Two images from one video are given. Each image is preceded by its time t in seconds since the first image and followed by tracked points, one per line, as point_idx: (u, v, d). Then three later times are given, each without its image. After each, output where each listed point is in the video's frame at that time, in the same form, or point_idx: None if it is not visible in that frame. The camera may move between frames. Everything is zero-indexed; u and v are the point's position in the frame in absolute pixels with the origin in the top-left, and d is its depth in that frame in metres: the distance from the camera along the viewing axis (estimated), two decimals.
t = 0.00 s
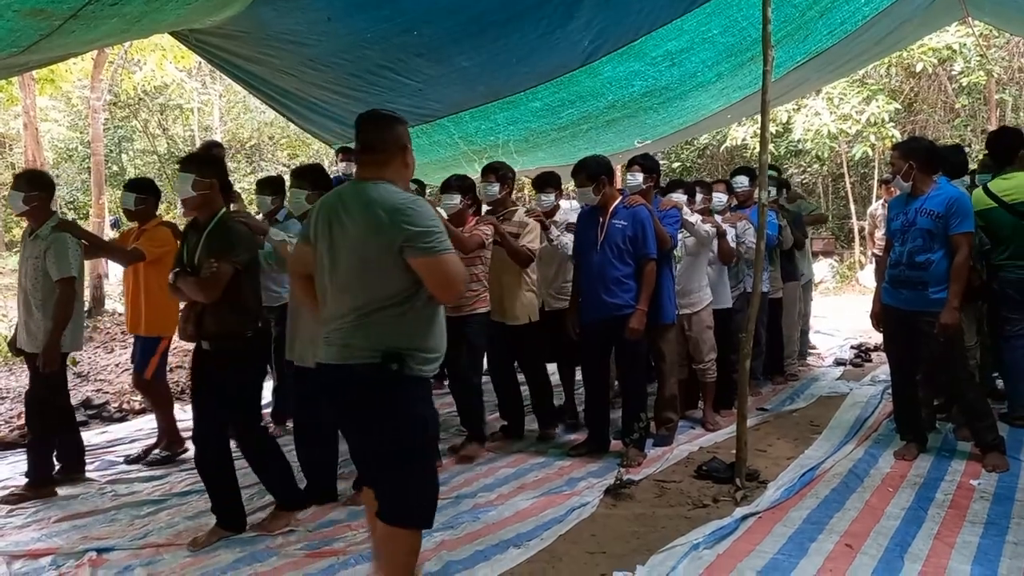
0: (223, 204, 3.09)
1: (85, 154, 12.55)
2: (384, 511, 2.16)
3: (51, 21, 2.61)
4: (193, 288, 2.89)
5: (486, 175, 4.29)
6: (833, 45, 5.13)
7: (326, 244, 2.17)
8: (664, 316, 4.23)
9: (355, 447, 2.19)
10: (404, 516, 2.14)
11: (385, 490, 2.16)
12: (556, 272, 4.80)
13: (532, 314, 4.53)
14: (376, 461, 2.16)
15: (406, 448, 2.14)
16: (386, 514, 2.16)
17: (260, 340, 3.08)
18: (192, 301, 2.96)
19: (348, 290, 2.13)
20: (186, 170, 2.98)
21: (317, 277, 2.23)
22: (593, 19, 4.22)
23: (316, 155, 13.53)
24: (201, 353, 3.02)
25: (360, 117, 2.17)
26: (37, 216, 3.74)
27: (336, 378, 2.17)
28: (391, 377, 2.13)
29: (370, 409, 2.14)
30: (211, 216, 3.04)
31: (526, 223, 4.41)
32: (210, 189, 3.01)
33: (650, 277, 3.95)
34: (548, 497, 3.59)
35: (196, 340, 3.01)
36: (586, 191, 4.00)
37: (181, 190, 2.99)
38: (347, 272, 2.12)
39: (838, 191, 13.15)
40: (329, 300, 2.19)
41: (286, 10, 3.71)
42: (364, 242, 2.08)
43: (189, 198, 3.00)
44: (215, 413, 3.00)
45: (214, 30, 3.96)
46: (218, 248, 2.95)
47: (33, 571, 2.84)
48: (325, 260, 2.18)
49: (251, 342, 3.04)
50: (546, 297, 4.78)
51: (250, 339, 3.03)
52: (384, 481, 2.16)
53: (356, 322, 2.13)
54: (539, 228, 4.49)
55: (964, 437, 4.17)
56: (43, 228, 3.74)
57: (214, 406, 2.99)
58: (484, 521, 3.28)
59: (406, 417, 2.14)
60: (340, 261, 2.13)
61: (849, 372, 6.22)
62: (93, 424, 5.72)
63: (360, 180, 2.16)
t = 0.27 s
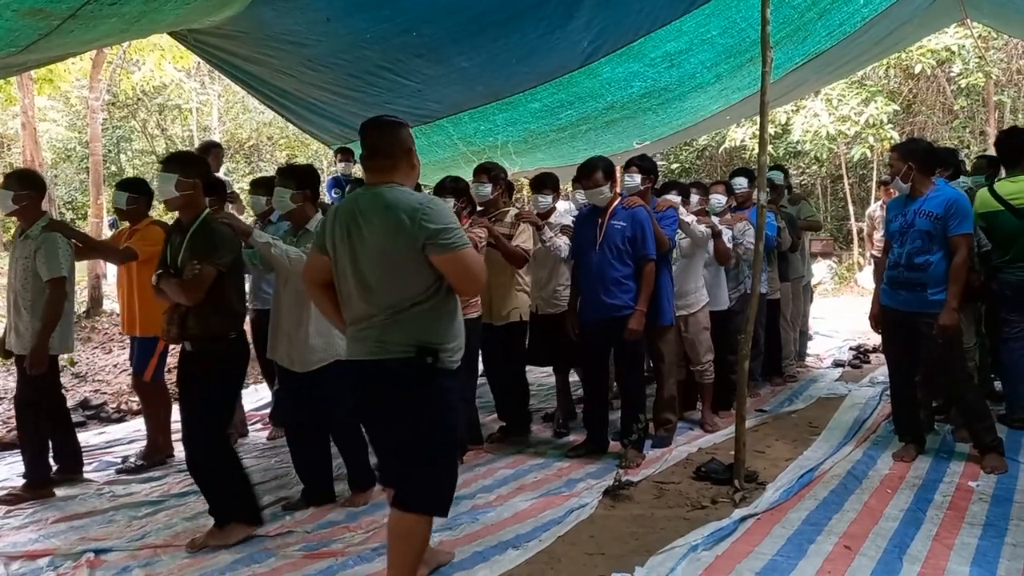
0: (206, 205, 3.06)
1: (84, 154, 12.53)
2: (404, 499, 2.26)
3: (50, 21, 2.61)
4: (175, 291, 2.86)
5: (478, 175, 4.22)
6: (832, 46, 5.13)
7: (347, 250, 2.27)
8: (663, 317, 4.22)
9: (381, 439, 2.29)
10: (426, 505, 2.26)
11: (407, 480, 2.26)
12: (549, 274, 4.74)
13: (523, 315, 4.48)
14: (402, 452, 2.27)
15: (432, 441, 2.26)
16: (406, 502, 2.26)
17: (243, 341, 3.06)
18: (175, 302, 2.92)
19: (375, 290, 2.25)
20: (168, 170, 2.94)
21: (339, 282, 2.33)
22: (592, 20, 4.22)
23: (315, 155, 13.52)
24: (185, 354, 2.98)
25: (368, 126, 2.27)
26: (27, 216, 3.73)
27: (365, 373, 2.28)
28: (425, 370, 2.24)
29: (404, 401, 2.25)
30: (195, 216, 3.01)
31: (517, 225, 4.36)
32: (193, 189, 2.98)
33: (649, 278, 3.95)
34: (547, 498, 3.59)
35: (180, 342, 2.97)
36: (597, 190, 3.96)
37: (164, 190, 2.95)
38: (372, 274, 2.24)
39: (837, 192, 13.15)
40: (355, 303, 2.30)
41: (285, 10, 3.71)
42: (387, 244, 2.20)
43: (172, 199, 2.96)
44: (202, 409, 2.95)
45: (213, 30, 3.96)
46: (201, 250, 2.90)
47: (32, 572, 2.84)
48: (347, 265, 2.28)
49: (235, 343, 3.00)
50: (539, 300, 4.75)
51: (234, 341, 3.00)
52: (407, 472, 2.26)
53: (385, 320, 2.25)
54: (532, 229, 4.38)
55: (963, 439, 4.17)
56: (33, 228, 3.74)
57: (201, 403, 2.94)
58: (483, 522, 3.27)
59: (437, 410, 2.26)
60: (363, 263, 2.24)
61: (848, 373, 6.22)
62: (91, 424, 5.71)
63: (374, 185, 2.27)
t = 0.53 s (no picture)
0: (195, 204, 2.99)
1: (84, 152, 12.51)
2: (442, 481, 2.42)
3: (50, 19, 2.60)
4: (163, 291, 2.81)
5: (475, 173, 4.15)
6: (832, 44, 5.13)
7: (361, 245, 2.42)
8: (663, 315, 4.22)
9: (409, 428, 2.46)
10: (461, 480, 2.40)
11: (444, 461, 2.44)
12: (547, 274, 4.70)
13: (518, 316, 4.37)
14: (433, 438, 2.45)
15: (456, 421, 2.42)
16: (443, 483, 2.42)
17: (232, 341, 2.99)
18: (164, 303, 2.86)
19: (389, 283, 2.40)
20: (156, 169, 2.87)
21: (355, 277, 2.48)
22: (593, 19, 4.22)
23: (314, 153, 13.51)
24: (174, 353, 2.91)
25: (374, 126, 2.40)
26: (19, 214, 3.73)
27: (388, 365, 2.45)
28: (442, 357, 2.41)
29: (423, 390, 2.43)
30: (184, 216, 2.95)
31: (511, 223, 4.21)
32: (182, 189, 2.91)
33: (649, 277, 3.96)
34: (547, 496, 3.59)
35: (169, 342, 2.90)
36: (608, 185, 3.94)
37: (152, 189, 2.89)
38: (386, 267, 2.38)
39: (837, 191, 13.14)
40: (372, 296, 2.45)
41: (285, 8, 3.70)
42: (398, 238, 2.34)
43: (160, 198, 2.89)
44: (193, 410, 2.90)
45: (213, 28, 3.96)
46: (189, 249, 2.84)
47: (32, 570, 2.84)
48: (362, 260, 2.43)
49: (224, 343, 2.94)
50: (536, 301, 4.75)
51: (222, 340, 2.93)
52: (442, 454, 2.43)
53: (401, 311, 2.40)
54: (527, 229, 4.26)
55: (963, 437, 4.17)
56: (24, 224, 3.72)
57: (191, 404, 2.89)
58: (483, 521, 3.28)
59: (454, 392, 2.43)
60: (377, 258, 2.39)
61: (848, 372, 6.22)
62: (91, 423, 5.71)
63: (382, 183, 2.40)
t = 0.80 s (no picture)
0: (175, 203, 2.88)
1: (80, 150, 12.47)
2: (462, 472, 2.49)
3: (45, 16, 2.60)
4: (140, 292, 2.70)
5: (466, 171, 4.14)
6: (829, 43, 5.13)
7: (370, 242, 2.48)
8: (659, 314, 4.23)
9: (427, 420, 2.50)
10: (484, 471, 2.48)
11: (458, 451, 2.49)
12: (543, 275, 4.73)
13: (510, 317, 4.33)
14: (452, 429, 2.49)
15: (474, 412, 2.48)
16: (464, 473, 2.49)
17: (213, 342, 2.87)
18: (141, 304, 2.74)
19: (399, 277, 2.45)
20: (135, 166, 2.78)
21: (365, 273, 2.53)
22: (590, 17, 4.22)
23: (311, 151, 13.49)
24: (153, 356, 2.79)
25: (384, 125, 2.47)
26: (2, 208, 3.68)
27: (400, 358, 2.48)
28: (456, 348, 2.46)
29: (438, 381, 2.47)
30: (163, 214, 2.84)
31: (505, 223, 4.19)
32: (162, 187, 2.81)
33: (646, 275, 3.97)
34: (543, 494, 3.60)
35: (148, 344, 2.78)
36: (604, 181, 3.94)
37: (130, 187, 2.78)
38: (395, 262, 2.44)
39: (833, 190, 13.16)
40: (382, 291, 2.50)
41: (281, 6, 3.69)
42: (406, 232, 2.39)
43: (139, 196, 2.79)
44: (172, 414, 2.77)
45: (209, 25, 3.95)
46: (169, 249, 2.74)
47: (27, 568, 2.84)
48: (371, 256, 2.49)
49: (205, 345, 2.83)
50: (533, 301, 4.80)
51: (202, 343, 2.81)
52: (461, 446, 2.48)
53: (412, 305, 2.44)
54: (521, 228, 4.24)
55: (958, 436, 4.18)
56: (5, 219, 3.64)
57: (171, 407, 2.77)
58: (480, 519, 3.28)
59: (469, 382, 2.47)
60: (386, 253, 2.45)
61: (844, 370, 6.23)
62: (87, 421, 5.70)
63: (391, 179, 2.47)
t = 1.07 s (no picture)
0: (162, 200, 2.85)
1: (82, 149, 12.48)
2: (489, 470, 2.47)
3: (47, 15, 2.60)
4: (125, 291, 2.67)
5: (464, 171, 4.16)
6: (831, 43, 5.13)
7: (391, 244, 2.49)
8: (660, 313, 4.24)
9: (450, 417, 2.50)
10: (511, 467, 2.44)
11: (482, 450, 2.48)
12: (542, 274, 4.70)
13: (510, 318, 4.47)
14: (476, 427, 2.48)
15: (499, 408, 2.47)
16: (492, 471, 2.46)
17: (200, 342, 2.84)
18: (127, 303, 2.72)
19: (421, 279, 2.46)
20: (120, 163, 2.73)
21: (386, 275, 2.54)
22: (591, 17, 4.21)
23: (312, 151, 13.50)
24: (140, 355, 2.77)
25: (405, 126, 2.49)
26: None
27: (423, 356, 2.49)
28: (480, 346, 2.46)
29: (461, 378, 2.47)
30: (150, 212, 2.80)
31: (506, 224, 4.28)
32: (148, 184, 2.77)
33: (647, 274, 3.97)
34: (544, 494, 3.60)
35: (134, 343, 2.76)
36: (603, 178, 3.93)
37: (116, 184, 2.75)
38: (416, 264, 2.45)
39: (835, 190, 13.15)
40: (403, 293, 2.51)
41: (283, 5, 3.69)
42: (427, 235, 2.40)
43: (125, 194, 2.75)
44: (161, 415, 2.74)
45: (211, 24, 3.95)
46: (154, 247, 2.70)
47: (30, 566, 2.84)
48: (392, 258, 2.50)
49: (193, 345, 2.80)
50: (533, 301, 4.75)
51: (189, 343, 2.79)
52: (486, 444, 2.47)
53: (434, 306, 2.46)
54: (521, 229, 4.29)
55: (960, 436, 4.18)
56: None
57: (159, 408, 2.74)
58: (481, 518, 3.28)
59: (493, 379, 2.47)
60: (408, 254, 2.46)
61: (845, 371, 6.23)
62: (89, 420, 5.71)
63: (412, 180, 2.48)
